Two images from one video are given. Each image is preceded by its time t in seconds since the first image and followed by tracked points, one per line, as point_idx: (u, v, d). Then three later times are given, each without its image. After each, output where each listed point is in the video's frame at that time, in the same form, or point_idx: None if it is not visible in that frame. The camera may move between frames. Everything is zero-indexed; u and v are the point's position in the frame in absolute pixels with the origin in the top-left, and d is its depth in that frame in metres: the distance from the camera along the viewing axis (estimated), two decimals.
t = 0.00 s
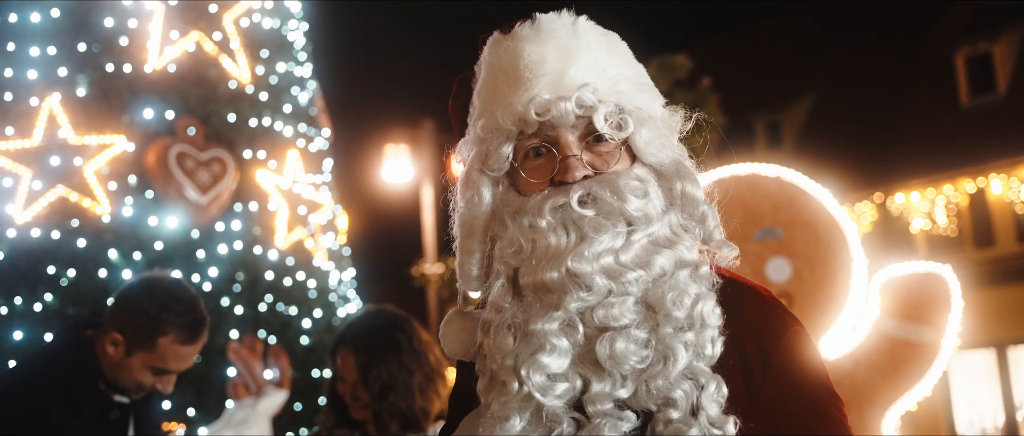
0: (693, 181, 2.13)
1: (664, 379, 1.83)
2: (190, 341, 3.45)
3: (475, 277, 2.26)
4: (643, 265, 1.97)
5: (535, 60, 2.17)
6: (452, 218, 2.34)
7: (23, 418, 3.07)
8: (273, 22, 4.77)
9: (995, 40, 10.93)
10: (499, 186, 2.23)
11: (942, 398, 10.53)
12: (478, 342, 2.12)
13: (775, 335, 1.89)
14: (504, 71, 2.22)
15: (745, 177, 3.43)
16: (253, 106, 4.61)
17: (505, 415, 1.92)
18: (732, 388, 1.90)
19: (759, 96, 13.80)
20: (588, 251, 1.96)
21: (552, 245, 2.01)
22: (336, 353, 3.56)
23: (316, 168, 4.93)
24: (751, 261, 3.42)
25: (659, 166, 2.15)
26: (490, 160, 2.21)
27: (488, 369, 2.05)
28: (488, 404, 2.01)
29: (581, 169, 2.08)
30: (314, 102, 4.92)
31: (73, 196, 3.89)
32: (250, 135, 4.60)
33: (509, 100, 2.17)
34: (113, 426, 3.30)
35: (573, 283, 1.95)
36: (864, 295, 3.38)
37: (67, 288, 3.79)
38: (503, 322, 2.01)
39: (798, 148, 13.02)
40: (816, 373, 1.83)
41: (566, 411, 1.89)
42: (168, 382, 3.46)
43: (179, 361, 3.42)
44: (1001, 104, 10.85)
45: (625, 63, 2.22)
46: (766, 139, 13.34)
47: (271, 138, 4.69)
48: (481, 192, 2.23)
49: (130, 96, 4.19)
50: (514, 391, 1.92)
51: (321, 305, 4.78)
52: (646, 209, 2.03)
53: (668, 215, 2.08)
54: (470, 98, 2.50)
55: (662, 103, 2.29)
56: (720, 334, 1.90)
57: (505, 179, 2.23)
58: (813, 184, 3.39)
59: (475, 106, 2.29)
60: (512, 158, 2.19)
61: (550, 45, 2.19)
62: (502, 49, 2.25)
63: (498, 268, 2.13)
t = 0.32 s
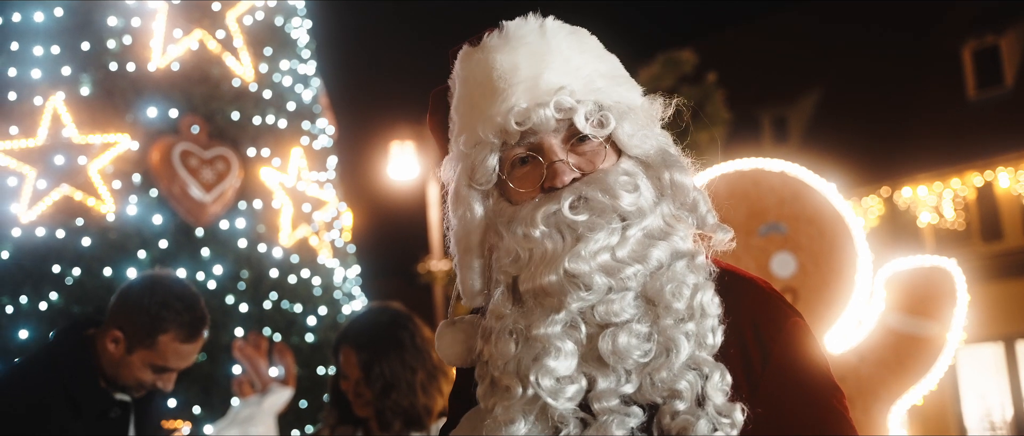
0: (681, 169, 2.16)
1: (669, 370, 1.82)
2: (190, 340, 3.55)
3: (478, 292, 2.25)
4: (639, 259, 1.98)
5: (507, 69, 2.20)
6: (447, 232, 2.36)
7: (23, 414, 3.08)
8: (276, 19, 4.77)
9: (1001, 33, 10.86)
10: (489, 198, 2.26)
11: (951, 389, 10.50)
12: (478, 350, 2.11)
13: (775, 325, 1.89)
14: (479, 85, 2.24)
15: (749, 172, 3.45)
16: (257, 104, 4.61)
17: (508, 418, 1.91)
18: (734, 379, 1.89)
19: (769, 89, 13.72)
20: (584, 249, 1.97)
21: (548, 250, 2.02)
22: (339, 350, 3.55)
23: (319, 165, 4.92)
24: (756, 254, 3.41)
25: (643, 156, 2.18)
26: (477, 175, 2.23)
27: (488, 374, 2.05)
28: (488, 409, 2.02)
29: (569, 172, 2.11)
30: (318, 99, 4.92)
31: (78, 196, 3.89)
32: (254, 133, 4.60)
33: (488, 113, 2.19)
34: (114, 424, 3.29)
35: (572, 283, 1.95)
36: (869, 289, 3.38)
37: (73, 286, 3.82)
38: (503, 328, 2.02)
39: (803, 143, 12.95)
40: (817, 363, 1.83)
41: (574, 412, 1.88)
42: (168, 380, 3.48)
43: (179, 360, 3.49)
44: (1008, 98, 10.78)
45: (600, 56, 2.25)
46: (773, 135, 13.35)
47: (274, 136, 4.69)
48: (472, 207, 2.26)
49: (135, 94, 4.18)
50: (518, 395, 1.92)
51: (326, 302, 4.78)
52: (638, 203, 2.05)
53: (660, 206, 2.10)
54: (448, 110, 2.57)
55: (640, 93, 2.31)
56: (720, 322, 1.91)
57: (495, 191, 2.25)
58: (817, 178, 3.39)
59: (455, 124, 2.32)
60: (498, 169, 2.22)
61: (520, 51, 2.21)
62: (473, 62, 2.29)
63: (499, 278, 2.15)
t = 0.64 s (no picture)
0: (670, 166, 2.16)
1: (661, 369, 1.83)
2: (188, 340, 3.58)
3: (463, 292, 2.28)
4: (628, 257, 1.98)
5: (497, 67, 2.21)
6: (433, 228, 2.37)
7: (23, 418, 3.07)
8: (277, 19, 4.76)
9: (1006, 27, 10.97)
10: (478, 197, 2.29)
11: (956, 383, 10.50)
12: (469, 352, 2.13)
13: (770, 322, 1.89)
14: (468, 82, 2.26)
15: (750, 169, 3.47)
16: (258, 104, 4.60)
17: (502, 416, 1.91)
18: (729, 374, 1.89)
19: (771, 87, 13.71)
20: (573, 248, 1.98)
21: (537, 248, 2.04)
22: (340, 350, 3.57)
23: (321, 165, 4.92)
24: (758, 251, 3.42)
25: (633, 155, 2.19)
26: (465, 172, 2.25)
27: (481, 375, 2.06)
28: (483, 411, 2.02)
29: (558, 170, 2.13)
30: (319, 99, 4.90)
31: (79, 197, 3.89)
32: (255, 133, 4.60)
33: (477, 111, 2.21)
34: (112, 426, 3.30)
35: (562, 284, 1.96)
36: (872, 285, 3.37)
37: (74, 288, 3.81)
38: (493, 328, 2.03)
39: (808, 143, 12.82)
40: (815, 358, 1.83)
41: (567, 410, 1.89)
42: (167, 380, 3.49)
43: (177, 360, 3.50)
44: (1014, 90, 10.77)
45: (589, 55, 2.27)
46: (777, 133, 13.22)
47: (275, 136, 4.68)
48: (460, 205, 2.28)
49: (135, 95, 4.18)
50: (512, 395, 1.92)
51: (328, 302, 4.78)
52: (627, 202, 2.06)
53: (650, 204, 2.10)
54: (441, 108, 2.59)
55: (632, 91, 2.33)
56: (713, 319, 1.92)
57: (484, 189, 2.27)
58: (818, 174, 3.39)
59: (446, 121, 2.34)
60: (487, 167, 2.23)
61: (509, 50, 2.23)
62: (464, 59, 2.30)
63: (487, 277, 2.16)
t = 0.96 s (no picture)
0: (679, 167, 2.16)
1: (666, 368, 1.82)
2: (188, 336, 3.53)
3: (469, 288, 2.27)
4: (635, 256, 1.98)
5: (507, 64, 2.21)
6: (441, 225, 2.38)
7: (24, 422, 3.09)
8: (279, 20, 4.76)
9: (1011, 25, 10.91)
10: (486, 193, 2.29)
11: (963, 380, 10.44)
12: (474, 349, 2.14)
13: (777, 325, 1.88)
14: (477, 78, 2.26)
15: (754, 168, 3.45)
16: (261, 105, 4.60)
17: (508, 415, 1.91)
18: (735, 375, 1.88)
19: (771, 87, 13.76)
20: (579, 246, 1.98)
21: (544, 246, 2.03)
22: (342, 352, 3.58)
23: (325, 166, 4.92)
24: (762, 251, 3.41)
25: (642, 155, 2.18)
26: (474, 169, 2.25)
27: (485, 373, 2.06)
28: (487, 408, 2.02)
29: (566, 168, 2.12)
30: (322, 101, 4.92)
31: (84, 199, 3.90)
32: (259, 134, 4.60)
33: (486, 107, 2.21)
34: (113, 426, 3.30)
35: (567, 282, 1.96)
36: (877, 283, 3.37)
37: (78, 290, 3.82)
38: (498, 325, 2.03)
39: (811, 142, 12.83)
40: (821, 358, 1.82)
41: (571, 409, 1.88)
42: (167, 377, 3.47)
43: (176, 357, 3.48)
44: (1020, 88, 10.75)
45: (600, 54, 2.26)
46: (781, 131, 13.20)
47: (279, 137, 4.68)
48: (467, 201, 2.28)
49: (138, 98, 4.17)
50: (516, 392, 1.92)
51: (332, 303, 4.78)
52: (634, 202, 2.05)
53: (658, 205, 2.09)
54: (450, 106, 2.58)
55: (641, 91, 2.32)
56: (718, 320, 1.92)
57: (492, 186, 2.27)
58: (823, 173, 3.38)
59: (455, 117, 2.34)
60: (496, 164, 2.24)
61: (520, 46, 2.22)
62: (474, 55, 2.30)
63: (493, 274, 2.15)
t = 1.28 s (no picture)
0: (690, 172, 2.16)
1: (669, 371, 1.82)
2: (186, 330, 3.57)
3: (477, 281, 2.26)
4: (643, 258, 1.97)
5: (524, 61, 2.21)
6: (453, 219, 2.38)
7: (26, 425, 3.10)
8: (283, 22, 4.77)
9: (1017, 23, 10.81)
10: (497, 187, 2.29)
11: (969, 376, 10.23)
12: (480, 343, 2.14)
13: (782, 327, 1.87)
14: (495, 72, 2.27)
15: (758, 168, 3.44)
16: (264, 107, 4.61)
17: (511, 413, 1.91)
18: (739, 377, 1.88)
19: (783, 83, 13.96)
20: (586, 245, 1.98)
21: (552, 243, 2.03)
22: (346, 354, 3.55)
23: (328, 167, 4.92)
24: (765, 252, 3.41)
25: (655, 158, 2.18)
26: (488, 162, 2.27)
27: (490, 369, 2.06)
28: (491, 403, 2.02)
29: (577, 166, 2.11)
30: (325, 102, 4.93)
31: (88, 201, 3.90)
32: (263, 136, 4.60)
33: (501, 102, 2.22)
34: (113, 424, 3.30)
35: (572, 279, 1.96)
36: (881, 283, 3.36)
37: (83, 293, 3.82)
38: (504, 321, 2.03)
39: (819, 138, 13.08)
40: (826, 360, 1.83)
41: (573, 408, 1.88)
42: (167, 372, 3.48)
43: (175, 351, 3.49)
44: None
45: (618, 55, 2.25)
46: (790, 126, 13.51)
47: (282, 138, 4.68)
48: (478, 194, 2.29)
49: (142, 100, 4.18)
50: (520, 388, 1.92)
51: (336, 304, 4.78)
52: (643, 203, 2.05)
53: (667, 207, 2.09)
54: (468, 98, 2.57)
55: (659, 94, 2.31)
56: (724, 323, 1.91)
57: (503, 180, 2.28)
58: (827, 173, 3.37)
59: (471, 108, 2.35)
60: (508, 159, 2.25)
61: (538, 44, 2.23)
62: (492, 50, 2.30)
63: (500, 269, 2.15)
